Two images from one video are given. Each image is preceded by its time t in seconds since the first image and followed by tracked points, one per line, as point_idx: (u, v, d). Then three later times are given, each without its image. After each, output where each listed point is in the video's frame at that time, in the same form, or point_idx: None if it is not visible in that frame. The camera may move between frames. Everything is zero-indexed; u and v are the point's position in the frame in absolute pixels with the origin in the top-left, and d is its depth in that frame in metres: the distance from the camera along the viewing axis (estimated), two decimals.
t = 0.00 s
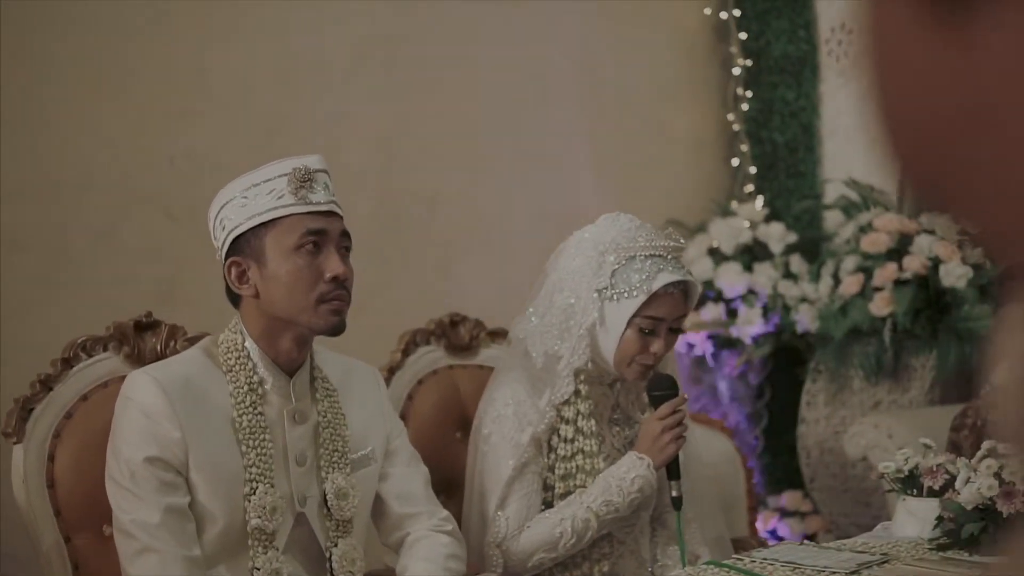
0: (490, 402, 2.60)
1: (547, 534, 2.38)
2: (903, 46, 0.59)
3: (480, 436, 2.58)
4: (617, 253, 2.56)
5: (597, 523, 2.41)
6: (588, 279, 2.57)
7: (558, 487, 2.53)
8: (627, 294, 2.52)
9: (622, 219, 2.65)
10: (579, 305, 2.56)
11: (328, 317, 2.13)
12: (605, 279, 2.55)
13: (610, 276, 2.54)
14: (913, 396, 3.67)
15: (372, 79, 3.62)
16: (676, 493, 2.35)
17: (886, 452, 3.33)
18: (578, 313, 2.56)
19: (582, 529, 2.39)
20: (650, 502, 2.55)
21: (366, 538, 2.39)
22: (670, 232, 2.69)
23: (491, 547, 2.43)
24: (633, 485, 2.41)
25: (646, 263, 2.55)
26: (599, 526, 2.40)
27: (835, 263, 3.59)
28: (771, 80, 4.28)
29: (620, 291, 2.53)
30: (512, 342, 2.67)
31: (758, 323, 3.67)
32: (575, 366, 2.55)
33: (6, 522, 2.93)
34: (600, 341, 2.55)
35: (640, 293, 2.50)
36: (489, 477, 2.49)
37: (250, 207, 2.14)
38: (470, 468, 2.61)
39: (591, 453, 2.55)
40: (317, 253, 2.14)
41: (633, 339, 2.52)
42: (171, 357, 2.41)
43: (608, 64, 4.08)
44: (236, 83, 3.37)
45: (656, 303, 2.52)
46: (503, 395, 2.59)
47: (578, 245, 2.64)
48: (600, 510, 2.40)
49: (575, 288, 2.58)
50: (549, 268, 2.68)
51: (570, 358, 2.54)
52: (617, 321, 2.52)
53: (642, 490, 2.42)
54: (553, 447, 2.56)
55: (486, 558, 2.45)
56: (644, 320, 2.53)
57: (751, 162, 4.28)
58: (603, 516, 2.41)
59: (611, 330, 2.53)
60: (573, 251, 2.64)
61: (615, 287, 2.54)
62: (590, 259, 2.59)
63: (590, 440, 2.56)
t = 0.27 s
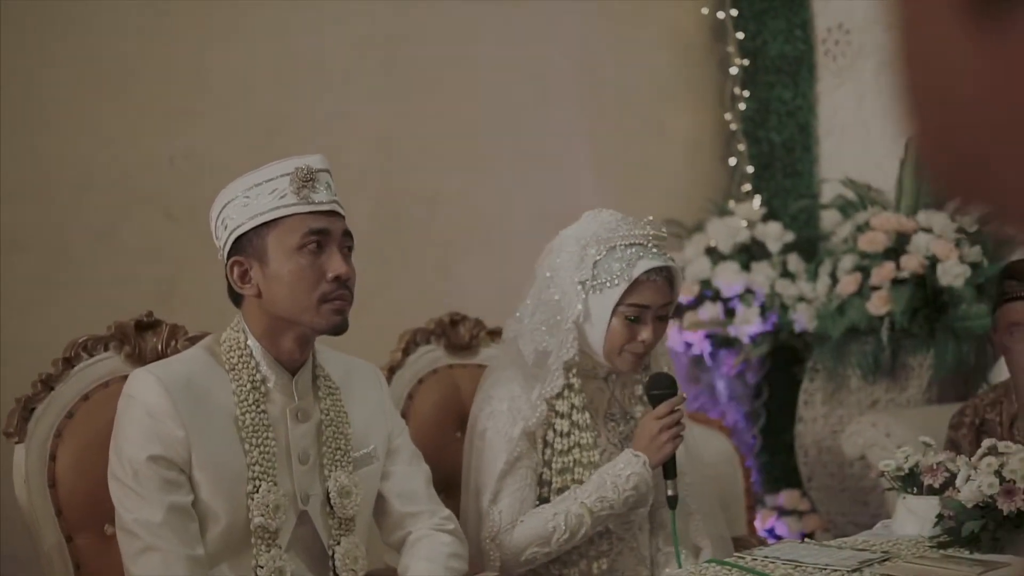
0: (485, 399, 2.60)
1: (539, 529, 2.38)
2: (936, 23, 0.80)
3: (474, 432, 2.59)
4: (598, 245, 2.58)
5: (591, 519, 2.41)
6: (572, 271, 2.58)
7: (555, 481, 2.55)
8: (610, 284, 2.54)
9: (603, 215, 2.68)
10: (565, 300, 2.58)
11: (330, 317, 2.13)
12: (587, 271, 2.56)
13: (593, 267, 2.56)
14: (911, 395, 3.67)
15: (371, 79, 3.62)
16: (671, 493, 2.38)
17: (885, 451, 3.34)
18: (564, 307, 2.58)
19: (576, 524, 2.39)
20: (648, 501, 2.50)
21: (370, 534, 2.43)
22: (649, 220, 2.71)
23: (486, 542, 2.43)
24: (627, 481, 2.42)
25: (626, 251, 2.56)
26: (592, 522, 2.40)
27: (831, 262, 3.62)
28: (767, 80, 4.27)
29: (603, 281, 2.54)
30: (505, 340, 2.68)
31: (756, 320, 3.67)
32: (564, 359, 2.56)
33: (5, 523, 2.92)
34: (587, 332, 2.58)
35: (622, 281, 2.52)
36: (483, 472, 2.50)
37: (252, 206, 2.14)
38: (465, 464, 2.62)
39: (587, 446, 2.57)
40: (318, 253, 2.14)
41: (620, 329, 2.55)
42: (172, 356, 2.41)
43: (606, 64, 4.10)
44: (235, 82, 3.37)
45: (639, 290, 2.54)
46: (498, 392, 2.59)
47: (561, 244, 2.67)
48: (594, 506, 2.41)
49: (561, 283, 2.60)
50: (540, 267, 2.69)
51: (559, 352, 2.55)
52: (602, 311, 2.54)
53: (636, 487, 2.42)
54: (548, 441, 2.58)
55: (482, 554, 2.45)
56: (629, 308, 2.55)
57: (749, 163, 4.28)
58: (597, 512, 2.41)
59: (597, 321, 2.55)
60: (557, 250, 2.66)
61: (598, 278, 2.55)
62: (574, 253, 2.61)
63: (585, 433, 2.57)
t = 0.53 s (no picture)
0: (472, 395, 2.62)
1: (524, 522, 2.42)
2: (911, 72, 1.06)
3: (462, 425, 2.63)
4: (591, 243, 2.59)
5: (572, 516, 2.44)
6: (563, 269, 2.60)
7: (543, 476, 2.57)
8: (602, 281, 2.56)
9: (592, 214, 2.70)
10: (555, 296, 2.59)
11: (330, 313, 2.14)
12: (579, 267, 2.58)
13: (585, 264, 2.57)
14: (906, 393, 3.68)
15: (368, 77, 3.62)
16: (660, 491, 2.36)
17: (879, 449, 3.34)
18: (553, 302, 2.59)
19: (556, 519, 2.42)
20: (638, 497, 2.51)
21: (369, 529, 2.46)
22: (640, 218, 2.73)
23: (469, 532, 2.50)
24: (610, 480, 2.43)
25: (619, 251, 2.58)
26: (574, 519, 2.44)
27: (827, 262, 3.66)
28: (762, 79, 4.24)
29: (595, 279, 2.56)
30: (493, 337, 2.69)
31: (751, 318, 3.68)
32: (547, 354, 2.57)
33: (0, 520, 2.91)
34: (575, 329, 2.59)
35: (615, 279, 2.54)
36: (469, 463, 2.54)
37: (251, 203, 2.13)
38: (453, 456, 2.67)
39: (574, 441, 2.58)
40: (318, 249, 2.13)
41: (609, 326, 2.56)
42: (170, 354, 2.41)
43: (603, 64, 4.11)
44: (232, 80, 3.37)
45: (630, 288, 2.56)
46: (487, 387, 2.61)
47: (551, 241, 2.68)
48: (576, 503, 2.44)
49: (553, 279, 2.61)
50: (527, 263, 2.70)
51: (542, 347, 2.56)
52: (592, 308, 2.55)
53: (619, 485, 2.43)
54: (535, 436, 2.60)
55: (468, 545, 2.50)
56: (620, 306, 2.56)
57: (744, 162, 4.25)
58: (578, 509, 2.44)
59: (587, 318, 2.56)
60: (547, 246, 2.67)
61: (589, 275, 2.57)
62: (565, 251, 2.62)
63: (572, 428, 2.60)
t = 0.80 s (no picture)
0: (458, 394, 2.62)
1: (497, 517, 2.42)
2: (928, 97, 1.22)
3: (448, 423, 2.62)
4: (573, 241, 2.63)
5: (555, 514, 2.45)
6: (548, 267, 2.63)
7: (530, 473, 2.58)
8: (589, 276, 2.59)
9: (572, 217, 2.73)
10: (541, 294, 2.61)
11: (330, 316, 2.13)
12: (564, 266, 2.61)
13: (570, 262, 2.61)
14: (896, 392, 3.70)
15: (361, 76, 3.62)
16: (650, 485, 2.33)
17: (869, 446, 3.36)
18: (538, 300, 2.61)
19: (539, 516, 2.43)
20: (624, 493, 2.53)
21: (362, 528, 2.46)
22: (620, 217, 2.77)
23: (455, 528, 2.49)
24: (596, 481, 2.45)
25: (603, 245, 2.62)
26: (557, 517, 2.45)
27: (817, 260, 3.66)
28: (753, 78, 4.27)
29: (581, 274, 2.60)
30: (476, 340, 2.68)
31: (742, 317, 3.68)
32: (534, 352, 2.59)
33: None
34: (560, 326, 2.62)
35: (602, 273, 2.58)
36: (455, 460, 2.54)
37: (257, 201, 2.13)
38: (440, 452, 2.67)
39: (560, 439, 2.59)
40: (321, 251, 2.13)
41: (598, 320, 2.59)
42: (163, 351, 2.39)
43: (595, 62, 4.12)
44: (225, 77, 3.36)
45: (617, 282, 2.60)
46: (473, 384, 2.60)
47: (533, 243, 2.70)
48: (559, 501, 2.45)
49: (537, 279, 2.64)
50: (511, 265, 2.72)
51: (529, 345, 2.58)
52: (580, 304, 2.59)
53: (605, 486, 2.45)
54: (522, 434, 2.60)
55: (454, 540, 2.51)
56: (609, 300, 2.59)
57: (734, 160, 4.28)
58: (561, 508, 2.45)
59: (574, 313, 2.60)
60: (530, 248, 2.70)
61: (576, 271, 2.60)
62: (548, 251, 2.65)
63: (558, 426, 2.60)
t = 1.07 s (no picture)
0: (455, 389, 2.64)
1: (488, 507, 2.42)
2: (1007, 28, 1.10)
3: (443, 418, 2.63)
4: (575, 240, 2.63)
5: (546, 512, 2.45)
6: (550, 265, 2.62)
7: (523, 469, 2.59)
8: (591, 276, 2.59)
9: (574, 215, 2.73)
10: (540, 291, 2.61)
11: (337, 326, 2.13)
12: (567, 264, 2.60)
13: (573, 260, 2.60)
14: (890, 388, 3.69)
15: (358, 77, 3.65)
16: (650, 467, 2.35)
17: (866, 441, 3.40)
18: (538, 297, 2.61)
19: (532, 512, 2.43)
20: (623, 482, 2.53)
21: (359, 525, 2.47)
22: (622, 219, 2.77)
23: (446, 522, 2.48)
24: (592, 482, 2.45)
25: (606, 247, 2.62)
26: (548, 514, 2.45)
27: (812, 257, 3.66)
28: (747, 75, 4.16)
29: (583, 274, 2.59)
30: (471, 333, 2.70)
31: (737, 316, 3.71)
32: (532, 348, 2.58)
33: None
34: (560, 324, 2.62)
35: (604, 274, 2.57)
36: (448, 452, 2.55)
37: (279, 201, 2.12)
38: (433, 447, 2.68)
39: (553, 436, 2.59)
40: (338, 260, 2.13)
41: (596, 320, 2.59)
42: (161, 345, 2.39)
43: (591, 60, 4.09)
44: (221, 78, 3.41)
45: (618, 283, 2.60)
46: (467, 379, 2.63)
47: (534, 239, 2.70)
48: (551, 498, 2.45)
49: (538, 276, 2.63)
50: (511, 261, 2.72)
51: (528, 340, 2.58)
52: (580, 303, 2.59)
53: (600, 488, 2.45)
54: (516, 430, 2.62)
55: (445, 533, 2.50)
56: (609, 300, 2.60)
57: (729, 159, 4.16)
58: (553, 506, 2.45)
59: (573, 312, 2.60)
60: (531, 245, 2.70)
61: (578, 270, 2.60)
62: (551, 248, 2.65)
63: (551, 423, 2.60)
